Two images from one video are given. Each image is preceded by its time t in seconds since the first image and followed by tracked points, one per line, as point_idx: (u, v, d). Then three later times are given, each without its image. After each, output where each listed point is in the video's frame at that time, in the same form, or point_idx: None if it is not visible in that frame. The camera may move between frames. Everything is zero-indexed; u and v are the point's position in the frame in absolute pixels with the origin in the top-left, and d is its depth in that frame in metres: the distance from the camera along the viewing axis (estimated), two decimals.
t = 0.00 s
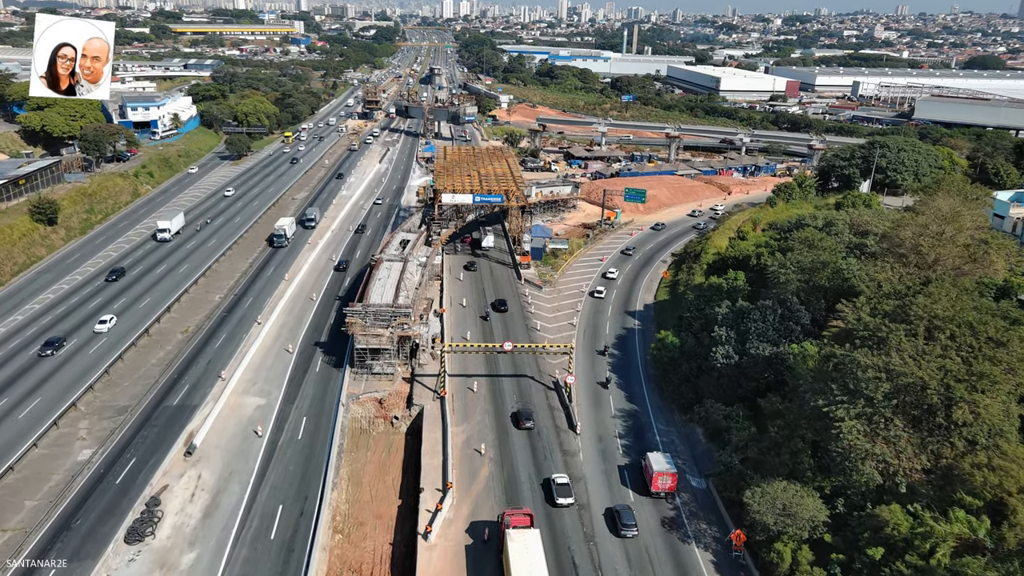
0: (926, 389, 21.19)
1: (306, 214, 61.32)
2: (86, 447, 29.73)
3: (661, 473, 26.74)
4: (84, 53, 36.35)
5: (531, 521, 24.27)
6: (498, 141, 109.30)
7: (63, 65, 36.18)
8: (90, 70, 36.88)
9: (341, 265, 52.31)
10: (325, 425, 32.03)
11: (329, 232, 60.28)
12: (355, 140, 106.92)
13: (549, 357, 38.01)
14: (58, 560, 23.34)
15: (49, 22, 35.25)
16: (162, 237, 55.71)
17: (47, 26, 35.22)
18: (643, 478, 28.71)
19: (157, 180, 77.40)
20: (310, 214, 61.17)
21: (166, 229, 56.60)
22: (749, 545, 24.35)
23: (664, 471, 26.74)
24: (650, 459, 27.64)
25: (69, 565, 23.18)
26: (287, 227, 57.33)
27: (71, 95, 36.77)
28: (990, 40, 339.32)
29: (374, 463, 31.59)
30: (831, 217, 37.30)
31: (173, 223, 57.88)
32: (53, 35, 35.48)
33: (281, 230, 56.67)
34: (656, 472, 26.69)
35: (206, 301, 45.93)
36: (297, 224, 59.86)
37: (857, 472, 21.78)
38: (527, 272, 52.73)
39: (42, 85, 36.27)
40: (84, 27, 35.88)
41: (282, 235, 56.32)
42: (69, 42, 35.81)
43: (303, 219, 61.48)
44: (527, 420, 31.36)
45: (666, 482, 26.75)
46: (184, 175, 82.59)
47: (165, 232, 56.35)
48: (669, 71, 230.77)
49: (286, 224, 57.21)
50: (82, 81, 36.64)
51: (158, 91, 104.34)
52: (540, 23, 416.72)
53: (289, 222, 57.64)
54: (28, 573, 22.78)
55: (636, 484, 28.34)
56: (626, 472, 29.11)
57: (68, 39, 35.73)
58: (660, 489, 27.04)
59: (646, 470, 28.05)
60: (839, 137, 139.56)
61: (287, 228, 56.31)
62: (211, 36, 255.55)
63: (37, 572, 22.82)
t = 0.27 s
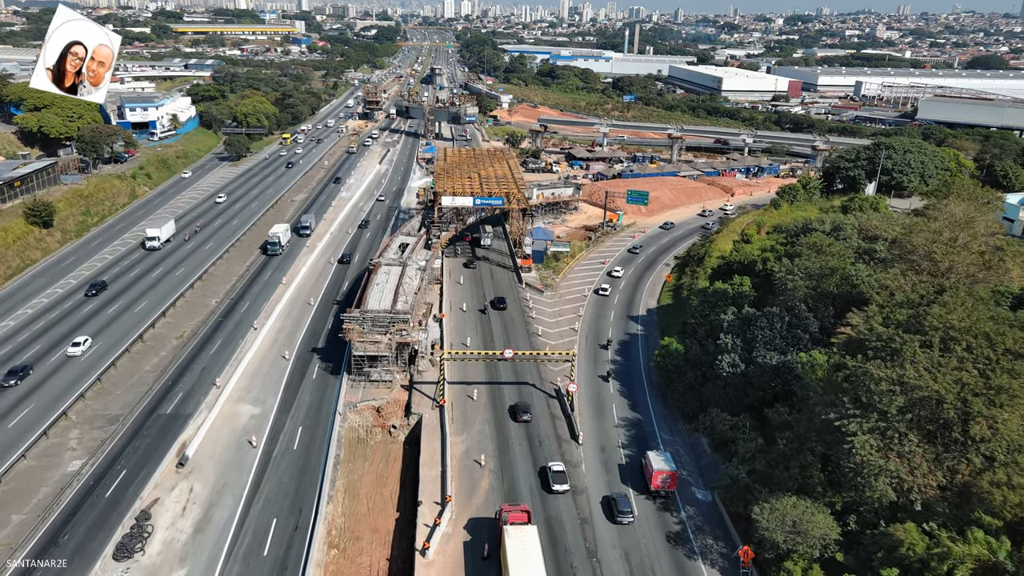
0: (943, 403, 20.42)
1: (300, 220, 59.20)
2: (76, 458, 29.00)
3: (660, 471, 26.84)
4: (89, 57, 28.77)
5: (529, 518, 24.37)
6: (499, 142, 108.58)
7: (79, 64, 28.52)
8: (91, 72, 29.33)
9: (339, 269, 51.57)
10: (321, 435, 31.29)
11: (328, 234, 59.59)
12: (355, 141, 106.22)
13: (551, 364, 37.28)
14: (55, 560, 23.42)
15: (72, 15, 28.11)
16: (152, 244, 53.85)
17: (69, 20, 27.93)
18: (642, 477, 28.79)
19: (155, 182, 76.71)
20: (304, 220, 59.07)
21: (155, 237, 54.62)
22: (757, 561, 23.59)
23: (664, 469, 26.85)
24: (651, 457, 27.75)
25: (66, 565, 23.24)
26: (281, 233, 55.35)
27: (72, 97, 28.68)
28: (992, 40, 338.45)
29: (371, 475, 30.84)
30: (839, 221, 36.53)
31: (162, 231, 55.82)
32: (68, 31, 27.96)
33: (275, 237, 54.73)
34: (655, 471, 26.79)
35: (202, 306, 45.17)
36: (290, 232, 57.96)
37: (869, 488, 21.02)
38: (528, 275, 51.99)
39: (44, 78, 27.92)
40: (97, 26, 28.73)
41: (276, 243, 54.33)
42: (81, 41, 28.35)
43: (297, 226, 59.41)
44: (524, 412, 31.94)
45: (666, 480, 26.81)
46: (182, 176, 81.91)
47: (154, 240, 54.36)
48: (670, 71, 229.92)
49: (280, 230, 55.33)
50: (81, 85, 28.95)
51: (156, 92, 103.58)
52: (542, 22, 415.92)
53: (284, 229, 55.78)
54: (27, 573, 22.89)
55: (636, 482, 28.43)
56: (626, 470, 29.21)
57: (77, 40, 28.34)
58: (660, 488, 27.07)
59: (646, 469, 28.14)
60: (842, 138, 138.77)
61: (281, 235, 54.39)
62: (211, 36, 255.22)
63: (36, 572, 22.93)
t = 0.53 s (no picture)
0: (959, 418, 19.62)
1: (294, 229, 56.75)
2: (64, 471, 28.32)
3: (660, 470, 26.85)
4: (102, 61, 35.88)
5: (526, 514, 24.53)
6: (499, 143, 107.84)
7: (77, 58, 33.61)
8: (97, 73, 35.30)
9: (336, 273, 50.87)
10: (316, 445, 30.56)
11: (326, 237, 58.90)
12: (353, 142, 105.53)
13: (551, 372, 36.50)
14: (54, 560, 23.48)
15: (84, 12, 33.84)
16: (138, 255, 51.55)
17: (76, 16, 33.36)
18: (643, 476, 28.83)
19: (151, 183, 75.99)
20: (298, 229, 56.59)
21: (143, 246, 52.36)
22: None
23: (663, 468, 26.88)
24: (650, 456, 27.80)
25: (65, 566, 23.30)
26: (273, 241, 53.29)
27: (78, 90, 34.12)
28: (993, 40, 337.66)
29: (367, 487, 30.07)
30: (846, 225, 35.74)
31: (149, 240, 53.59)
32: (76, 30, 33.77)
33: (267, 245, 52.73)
34: (655, 470, 26.83)
35: (197, 310, 44.45)
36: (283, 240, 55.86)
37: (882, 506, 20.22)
38: (528, 279, 51.28)
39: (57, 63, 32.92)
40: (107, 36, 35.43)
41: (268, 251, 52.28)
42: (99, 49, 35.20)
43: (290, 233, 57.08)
44: (521, 406, 32.49)
45: (665, 479, 26.83)
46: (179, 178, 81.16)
47: (141, 249, 52.02)
48: (671, 71, 229.22)
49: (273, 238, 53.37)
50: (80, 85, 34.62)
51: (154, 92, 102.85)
52: (542, 22, 414.93)
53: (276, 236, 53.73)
54: (24, 573, 22.99)
55: (636, 481, 28.47)
56: (627, 469, 29.30)
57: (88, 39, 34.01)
58: (659, 486, 27.06)
59: (646, 468, 28.16)
60: (844, 139, 138.02)
61: (274, 243, 52.46)
62: (211, 36, 254.43)
63: (36, 572, 23.01)
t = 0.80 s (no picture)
0: (977, 435, 18.85)
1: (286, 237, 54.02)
2: (52, 484, 27.58)
3: (660, 469, 26.92)
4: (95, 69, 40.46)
5: (522, 512, 24.79)
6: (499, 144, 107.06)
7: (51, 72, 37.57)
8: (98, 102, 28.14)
9: (334, 277, 50.09)
10: (310, 456, 29.77)
11: (323, 240, 58.16)
12: (352, 143, 104.83)
13: (552, 381, 35.72)
14: (53, 560, 23.53)
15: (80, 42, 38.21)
16: (124, 265, 48.92)
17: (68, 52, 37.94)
18: (643, 474, 28.95)
19: (148, 185, 75.21)
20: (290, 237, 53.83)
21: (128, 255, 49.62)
22: None
23: (663, 467, 26.96)
24: (650, 455, 27.89)
25: (64, 565, 23.38)
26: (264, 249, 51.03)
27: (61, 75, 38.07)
28: (994, 40, 336.97)
29: (363, 500, 29.29)
30: (853, 229, 34.91)
31: (135, 249, 51.19)
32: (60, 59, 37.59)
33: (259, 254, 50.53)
34: (655, 469, 26.90)
35: (192, 315, 43.65)
36: (275, 249, 53.60)
37: (896, 526, 19.36)
38: (528, 283, 50.54)
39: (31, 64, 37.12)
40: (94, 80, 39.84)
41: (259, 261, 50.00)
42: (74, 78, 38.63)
43: (283, 242, 54.56)
44: (518, 400, 33.01)
45: (665, 478, 26.94)
46: (176, 179, 80.40)
47: (125, 259, 49.36)
48: (672, 71, 228.39)
49: (265, 246, 51.34)
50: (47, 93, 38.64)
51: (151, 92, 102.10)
52: (542, 22, 413.86)
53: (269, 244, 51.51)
54: (22, 572, 23.07)
55: (636, 480, 28.57)
56: (627, 467, 29.48)
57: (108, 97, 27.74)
58: (659, 485, 27.17)
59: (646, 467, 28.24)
60: (846, 139, 137.17)
61: (266, 252, 50.42)
62: (211, 35, 253.47)
63: (35, 571, 23.09)
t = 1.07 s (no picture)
0: (996, 454, 18.06)
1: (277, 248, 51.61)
2: (38, 498, 26.78)
3: (659, 468, 26.97)
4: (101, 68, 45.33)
5: (519, 509, 24.95)
6: (499, 145, 106.22)
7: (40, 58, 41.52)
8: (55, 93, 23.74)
9: (331, 281, 49.26)
10: (304, 468, 28.97)
11: (321, 243, 57.42)
12: (351, 144, 104.07)
13: (553, 390, 34.98)
14: (52, 560, 23.59)
15: (84, 42, 42.75)
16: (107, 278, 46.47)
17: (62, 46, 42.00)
18: (642, 473, 29.00)
19: (144, 186, 74.41)
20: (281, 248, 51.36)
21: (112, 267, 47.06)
22: None
23: (662, 465, 27.01)
24: (649, 454, 27.90)
25: (63, 565, 23.44)
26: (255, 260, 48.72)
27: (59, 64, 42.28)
28: (994, 39, 337.01)
29: (358, 514, 28.48)
30: (861, 235, 34.14)
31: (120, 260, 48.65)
32: (63, 53, 42.00)
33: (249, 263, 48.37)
34: (654, 467, 26.94)
35: (185, 321, 42.81)
36: (266, 259, 51.39)
37: (911, 548, 18.50)
38: (528, 287, 49.76)
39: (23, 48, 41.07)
40: (93, 84, 44.12)
41: (250, 272, 47.94)
42: (70, 75, 42.91)
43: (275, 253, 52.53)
44: (514, 395, 33.41)
45: (665, 477, 27.03)
46: (173, 180, 79.61)
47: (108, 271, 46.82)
48: (672, 71, 227.55)
49: (256, 255, 49.17)
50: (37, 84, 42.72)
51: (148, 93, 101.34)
52: (542, 21, 412.86)
53: (259, 254, 49.25)
54: (19, 573, 23.08)
55: (636, 479, 28.61)
56: (627, 465, 29.59)
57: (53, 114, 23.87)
58: (659, 485, 27.24)
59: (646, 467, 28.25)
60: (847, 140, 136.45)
61: (257, 261, 48.27)
62: (210, 35, 252.59)
63: (34, 571, 23.15)
